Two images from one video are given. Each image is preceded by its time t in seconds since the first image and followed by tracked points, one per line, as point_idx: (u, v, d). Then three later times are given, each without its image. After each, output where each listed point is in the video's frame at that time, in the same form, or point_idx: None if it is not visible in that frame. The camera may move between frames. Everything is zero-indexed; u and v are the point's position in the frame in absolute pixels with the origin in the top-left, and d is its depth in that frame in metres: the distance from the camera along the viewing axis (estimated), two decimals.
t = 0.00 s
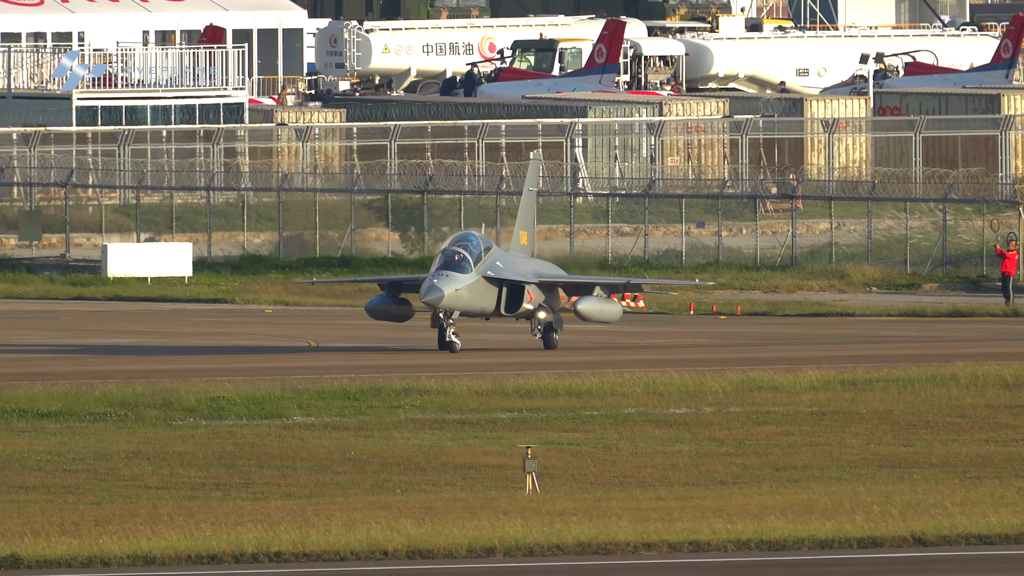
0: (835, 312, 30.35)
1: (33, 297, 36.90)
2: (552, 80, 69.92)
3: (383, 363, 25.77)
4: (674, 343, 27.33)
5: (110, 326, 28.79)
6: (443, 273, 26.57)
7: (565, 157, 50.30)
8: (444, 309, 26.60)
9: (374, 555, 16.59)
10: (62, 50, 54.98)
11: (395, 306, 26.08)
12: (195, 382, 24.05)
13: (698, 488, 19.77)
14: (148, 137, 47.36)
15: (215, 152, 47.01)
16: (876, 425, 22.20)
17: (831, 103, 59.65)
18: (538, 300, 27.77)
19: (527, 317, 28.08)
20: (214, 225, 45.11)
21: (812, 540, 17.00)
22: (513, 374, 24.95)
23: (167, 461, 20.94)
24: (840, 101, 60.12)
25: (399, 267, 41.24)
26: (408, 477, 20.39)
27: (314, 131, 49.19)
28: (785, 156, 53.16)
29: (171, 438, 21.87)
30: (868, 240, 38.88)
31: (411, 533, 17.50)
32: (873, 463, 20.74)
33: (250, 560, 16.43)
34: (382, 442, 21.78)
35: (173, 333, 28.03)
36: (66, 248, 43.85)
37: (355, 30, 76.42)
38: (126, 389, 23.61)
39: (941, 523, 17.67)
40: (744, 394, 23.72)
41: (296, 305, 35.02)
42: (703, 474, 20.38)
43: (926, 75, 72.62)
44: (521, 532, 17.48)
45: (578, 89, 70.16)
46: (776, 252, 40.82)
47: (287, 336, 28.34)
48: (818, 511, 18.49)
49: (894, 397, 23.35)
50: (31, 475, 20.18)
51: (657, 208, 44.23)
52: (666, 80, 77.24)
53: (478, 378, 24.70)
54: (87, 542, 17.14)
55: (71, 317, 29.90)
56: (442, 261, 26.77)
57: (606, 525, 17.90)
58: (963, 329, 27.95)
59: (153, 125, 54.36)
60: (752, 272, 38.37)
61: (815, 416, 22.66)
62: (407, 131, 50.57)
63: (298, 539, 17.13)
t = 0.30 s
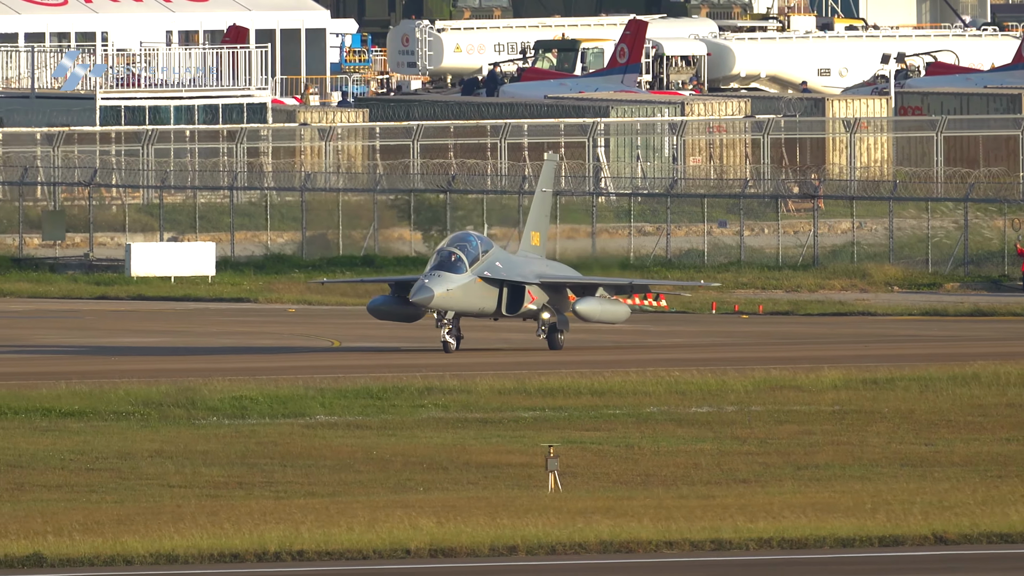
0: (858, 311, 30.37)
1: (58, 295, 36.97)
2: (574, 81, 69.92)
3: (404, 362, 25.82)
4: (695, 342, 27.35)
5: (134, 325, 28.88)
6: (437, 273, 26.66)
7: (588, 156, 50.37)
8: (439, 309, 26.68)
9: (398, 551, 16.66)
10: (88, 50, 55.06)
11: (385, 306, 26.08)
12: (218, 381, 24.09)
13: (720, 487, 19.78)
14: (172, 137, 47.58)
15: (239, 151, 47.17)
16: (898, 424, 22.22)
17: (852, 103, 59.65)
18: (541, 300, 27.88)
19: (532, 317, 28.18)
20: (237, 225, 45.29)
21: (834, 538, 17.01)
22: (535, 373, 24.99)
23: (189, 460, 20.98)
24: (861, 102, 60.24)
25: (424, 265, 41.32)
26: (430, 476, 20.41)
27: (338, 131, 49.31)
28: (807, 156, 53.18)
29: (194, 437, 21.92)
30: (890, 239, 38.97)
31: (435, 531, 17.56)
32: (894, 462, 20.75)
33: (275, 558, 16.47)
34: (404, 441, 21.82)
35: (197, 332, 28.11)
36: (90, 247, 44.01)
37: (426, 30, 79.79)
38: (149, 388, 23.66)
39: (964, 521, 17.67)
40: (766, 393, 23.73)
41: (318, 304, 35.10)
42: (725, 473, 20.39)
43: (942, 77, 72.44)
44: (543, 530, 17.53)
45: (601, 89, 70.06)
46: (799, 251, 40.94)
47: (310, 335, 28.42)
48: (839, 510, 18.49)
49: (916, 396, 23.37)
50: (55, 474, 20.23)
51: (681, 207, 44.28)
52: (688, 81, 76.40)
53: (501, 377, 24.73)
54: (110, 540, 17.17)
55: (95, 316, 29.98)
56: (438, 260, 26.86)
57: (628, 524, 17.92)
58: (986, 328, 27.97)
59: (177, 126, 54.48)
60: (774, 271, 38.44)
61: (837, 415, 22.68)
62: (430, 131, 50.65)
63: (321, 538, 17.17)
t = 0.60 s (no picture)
0: (887, 311, 30.38)
1: (88, 294, 37.08)
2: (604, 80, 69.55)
3: (432, 362, 25.86)
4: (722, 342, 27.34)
5: (164, 324, 28.98)
6: (435, 272, 26.66)
7: (617, 156, 50.36)
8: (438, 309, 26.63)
9: (428, 551, 16.66)
10: (118, 49, 55.14)
11: (379, 306, 25.98)
12: (248, 381, 24.13)
13: (749, 487, 19.74)
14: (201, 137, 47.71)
15: (269, 151, 47.32)
16: (928, 424, 22.18)
17: (881, 103, 59.58)
18: (547, 300, 27.85)
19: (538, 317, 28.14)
20: (267, 225, 45.26)
21: (864, 537, 16.97)
22: (563, 372, 25.00)
23: (219, 460, 21.00)
24: (891, 101, 60.20)
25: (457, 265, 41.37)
26: (459, 476, 20.39)
27: (368, 131, 49.40)
28: (836, 156, 53.12)
29: (224, 436, 21.95)
30: (920, 238, 39.05)
31: (465, 530, 17.54)
32: (924, 462, 20.71)
33: (305, 558, 16.47)
34: (434, 441, 21.82)
35: (227, 332, 28.20)
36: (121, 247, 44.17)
37: (505, 29, 82.42)
38: (179, 387, 23.70)
39: (994, 521, 17.60)
40: (796, 393, 23.71)
41: (348, 303, 35.19)
42: (754, 473, 20.37)
43: (970, 77, 72.11)
44: (572, 530, 17.50)
45: (630, 89, 69.50)
46: (827, 251, 41.01)
47: (339, 335, 28.49)
48: (868, 510, 18.44)
49: (946, 396, 23.34)
50: (85, 474, 20.25)
51: (711, 207, 44.32)
52: (717, 80, 76.22)
53: (530, 376, 24.74)
54: (142, 541, 17.17)
55: (127, 315, 30.10)
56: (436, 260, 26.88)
57: (657, 523, 17.88)
58: (1017, 328, 27.94)
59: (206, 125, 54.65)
60: (803, 271, 38.58)
61: (867, 415, 22.66)
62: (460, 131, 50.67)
63: (349, 537, 17.18)
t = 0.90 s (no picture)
0: (922, 311, 30.39)
1: (123, 294, 37.22)
2: (640, 81, 68.45)
3: (465, 362, 25.88)
4: (753, 342, 27.34)
5: (198, 324, 29.06)
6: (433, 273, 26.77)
7: (652, 156, 50.20)
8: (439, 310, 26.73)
9: (460, 552, 16.53)
10: (152, 49, 55.17)
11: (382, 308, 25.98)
12: (281, 381, 24.13)
13: (783, 486, 19.68)
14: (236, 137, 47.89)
15: (303, 150, 47.45)
16: (962, 425, 22.11)
17: (916, 103, 59.53)
18: (553, 300, 27.89)
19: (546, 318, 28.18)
20: (301, 225, 45.16)
21: (898, 538, 16.90)
22: (597, 372, 24.99)
23: (252, 460, 20.97)
24: (925, 101, 60.23)
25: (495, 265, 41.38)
26: (493, 476, 20.33)
27: (402, 130, 49.45)
28: (870, 156, 53.03)
29: (257, 436, 21.94)
30: (953, 239, 39.33)
31: (499, 530, 17.47)
32: (958, 463, 20.64)
33: (338, 558, 16.38)
34: (468, 441, 21.79)
35: (261, 332, 28.26)
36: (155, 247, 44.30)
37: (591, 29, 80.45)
38: (212, 388, 23.71)
39: None
40: (830, 393, 23.67)
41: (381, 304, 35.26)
42: (788, 473, 20.30)
43: (1005, 77, 71.28)
44: (605, 530, 17.43)
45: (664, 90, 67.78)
46: (861, 250, 41.11)
47: (372, 336, 28.55)
48: (902, 510, 18.34)
49: (980, 396, 23.28)
50: (118, 474, 20.21)
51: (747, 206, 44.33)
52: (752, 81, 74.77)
53: (563, 377, 24.74)
54: (174, 542, 16.99)
55: (161, 316, 30.20)
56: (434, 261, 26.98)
57: (691, 523, 17.79)
58: None
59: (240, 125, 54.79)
60: (838, 270, 38.92)
61: (901, 415, 22.60)
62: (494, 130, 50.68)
63: (381, 538, 17.07)
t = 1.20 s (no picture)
0: (960, 312, 30.37)
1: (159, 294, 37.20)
2: (677, 80, 68.39)
3: (500, 363, 25.86)
4: (788, 343, 27.27)
5: (233, 325, 29.08)
6: (428, 276, 26.72)
7: (689, 156, 49.85)
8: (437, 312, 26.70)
9: (500, 554, 16.33)
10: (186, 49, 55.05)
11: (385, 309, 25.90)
12: (317, 382, 24.10)
13: (822, 487, 19.56)
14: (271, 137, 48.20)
15: (339, 150, 47.50)
16: (1001, 425, 22.03)
17: (954, 103, 59.30)
18: (559, 302, 27.85)
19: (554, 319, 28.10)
20: (336, 225, 44.57)
21: (936, 539, 16.74)
22: (633, 373, 24.93)
23: (289, 461, 20.89)
24: (963, 101, 59.95)
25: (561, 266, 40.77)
26: (531, 477, 20.21)
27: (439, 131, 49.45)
28: (909, 156, 52.86)
29: (294, 437, 21.89)
30: (994, 239, 39.40)
31: (536, 532, 17.25)
32: (997, 463, 20.54)
33: (375, 559, 16.23)
34: (505, 442, 21.72)
35: (297, 332, 28.27)
36: (191, 247, 44.22)
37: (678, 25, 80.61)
38: (248, 388, 23.67)
39: None
40: (868, 393, 23.61)
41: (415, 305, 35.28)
42: (826, 474, 20.19)
43: None
44: (643, 531, 17.29)
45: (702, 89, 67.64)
46: (900, 249, 41.19)
47: (408, 337, 28.55)
48: (941, 511, 18.17)
49: (1020, 396, 23.19)
50: (155, 476, 20.11)
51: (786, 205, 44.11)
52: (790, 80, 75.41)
53: (600, 377, 24.70)
54: (210, 541, 16.85)
55: (197, 316, 30.23)
56: (430, 263, 26.92)
57: (728, 525, 17.62)
58: None
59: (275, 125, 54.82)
60: (875, 271, 39.12)
61: (940, 416, 22.53)
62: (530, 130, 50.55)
63: (418, 539, 16.90)
